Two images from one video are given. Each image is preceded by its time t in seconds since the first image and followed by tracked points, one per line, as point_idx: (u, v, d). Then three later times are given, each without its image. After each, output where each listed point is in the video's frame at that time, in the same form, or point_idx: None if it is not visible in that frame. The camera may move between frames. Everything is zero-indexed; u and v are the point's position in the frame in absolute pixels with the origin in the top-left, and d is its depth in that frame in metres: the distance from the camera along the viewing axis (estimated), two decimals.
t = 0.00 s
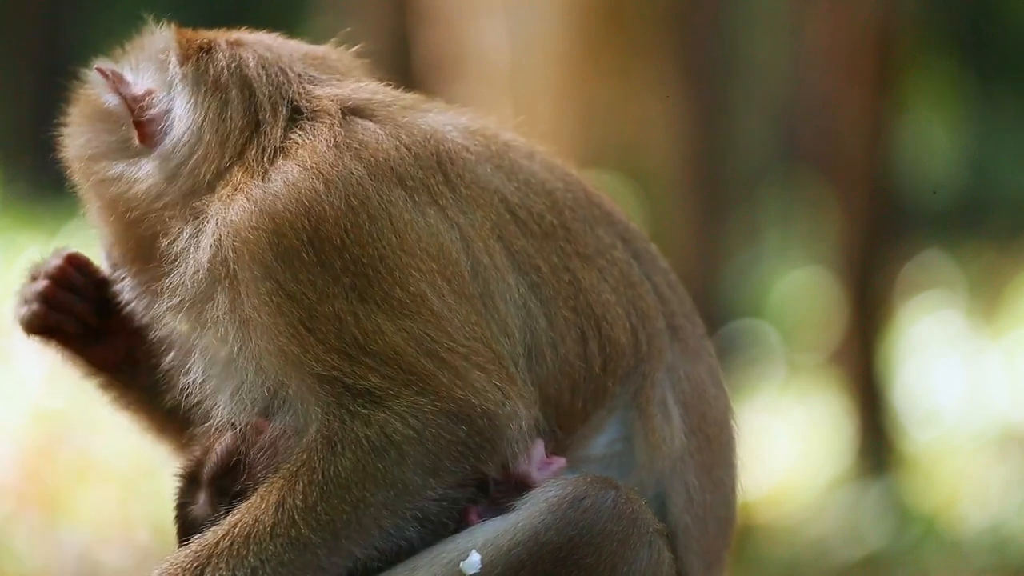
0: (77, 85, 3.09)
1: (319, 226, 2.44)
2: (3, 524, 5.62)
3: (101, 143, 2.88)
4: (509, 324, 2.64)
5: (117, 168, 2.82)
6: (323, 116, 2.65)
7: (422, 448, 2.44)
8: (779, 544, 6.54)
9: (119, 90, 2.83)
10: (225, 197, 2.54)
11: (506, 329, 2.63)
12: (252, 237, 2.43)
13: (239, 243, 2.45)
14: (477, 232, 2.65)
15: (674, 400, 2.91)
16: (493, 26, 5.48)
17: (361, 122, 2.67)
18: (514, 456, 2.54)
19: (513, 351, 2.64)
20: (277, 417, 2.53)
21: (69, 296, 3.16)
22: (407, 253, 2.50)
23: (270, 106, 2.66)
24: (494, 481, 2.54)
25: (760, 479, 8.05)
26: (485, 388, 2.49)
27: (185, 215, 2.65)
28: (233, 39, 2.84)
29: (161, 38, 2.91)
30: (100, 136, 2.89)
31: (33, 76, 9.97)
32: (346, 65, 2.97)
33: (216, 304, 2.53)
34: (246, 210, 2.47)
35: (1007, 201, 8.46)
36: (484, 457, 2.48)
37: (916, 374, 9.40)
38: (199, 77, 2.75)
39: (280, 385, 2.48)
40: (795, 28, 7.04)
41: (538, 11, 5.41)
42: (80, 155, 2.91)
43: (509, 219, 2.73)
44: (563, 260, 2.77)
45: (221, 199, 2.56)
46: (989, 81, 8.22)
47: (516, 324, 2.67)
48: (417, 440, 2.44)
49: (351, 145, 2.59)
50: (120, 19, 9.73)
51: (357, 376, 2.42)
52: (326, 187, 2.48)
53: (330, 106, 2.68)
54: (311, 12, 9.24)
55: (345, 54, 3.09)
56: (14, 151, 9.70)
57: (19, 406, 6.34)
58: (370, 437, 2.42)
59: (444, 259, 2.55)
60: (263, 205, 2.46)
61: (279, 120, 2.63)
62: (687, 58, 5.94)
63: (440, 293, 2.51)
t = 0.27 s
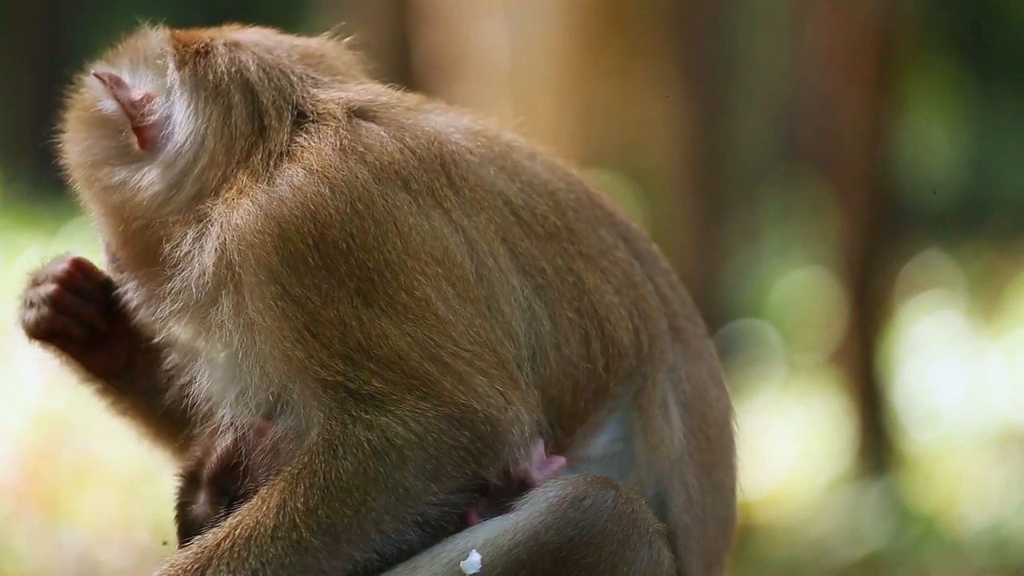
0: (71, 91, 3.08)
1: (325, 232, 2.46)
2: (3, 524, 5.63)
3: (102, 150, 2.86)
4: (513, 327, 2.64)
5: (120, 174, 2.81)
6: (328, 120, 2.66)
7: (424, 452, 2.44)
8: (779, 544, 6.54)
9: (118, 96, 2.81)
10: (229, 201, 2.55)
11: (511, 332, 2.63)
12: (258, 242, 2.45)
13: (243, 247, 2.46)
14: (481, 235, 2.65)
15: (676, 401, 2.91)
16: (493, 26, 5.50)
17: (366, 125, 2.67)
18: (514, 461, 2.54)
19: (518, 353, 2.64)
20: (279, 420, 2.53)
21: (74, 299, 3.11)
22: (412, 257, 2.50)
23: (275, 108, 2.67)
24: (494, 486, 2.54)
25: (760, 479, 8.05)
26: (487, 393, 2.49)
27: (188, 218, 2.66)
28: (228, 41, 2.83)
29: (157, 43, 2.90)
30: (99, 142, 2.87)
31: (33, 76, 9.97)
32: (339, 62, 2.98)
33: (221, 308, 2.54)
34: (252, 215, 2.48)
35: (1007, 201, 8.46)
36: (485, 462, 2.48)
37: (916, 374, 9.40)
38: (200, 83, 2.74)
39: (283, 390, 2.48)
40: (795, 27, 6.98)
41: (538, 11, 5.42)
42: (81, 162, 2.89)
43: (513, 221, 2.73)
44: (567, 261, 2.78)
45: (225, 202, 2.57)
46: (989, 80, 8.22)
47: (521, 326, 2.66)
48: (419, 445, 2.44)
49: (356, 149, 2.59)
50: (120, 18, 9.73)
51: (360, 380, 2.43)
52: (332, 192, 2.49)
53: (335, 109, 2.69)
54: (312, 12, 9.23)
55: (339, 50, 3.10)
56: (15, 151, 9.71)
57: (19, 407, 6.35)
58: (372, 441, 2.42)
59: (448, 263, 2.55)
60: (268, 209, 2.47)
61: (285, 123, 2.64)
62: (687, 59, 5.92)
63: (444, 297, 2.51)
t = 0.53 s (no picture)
0: (67, 95, 3.06)
1: (327, 233, 2.46)
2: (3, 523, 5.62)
3: (104, 156, 2.82)
4: (516, 327, 2.64)
5: (123, 180, 2.78)
6: (330, 121, 2.67)
7: (425, 454, 2.44)
8: (779, 544, 6.53)
9: (121, 102, 2.76)
10: (232, 201, 2.56)
11: (513, 332, 2.63)
12: (260, 243, 2.45)
13: (246, 248, 2.46)
14: (483, 235, 2.65)
15: (677, 399, 2.91)
16: (493, 26, 5.62)
17: (368, 126, 2.67)
18: (514, 462, 2.53)
19: (521, 353, 2.64)
20: (281, 420, 2.53)
21: (80, 298, 3.09)
22: (414, 258, 2.50)
23: (279, 112, 2.68)
24: (494, 487, 2.54)
25: (760, 479, 8.05)
26: (488, 394, 2.49)
27: (191, 220, 2.66)
28: (230, 44, 2.84)
29: (159, 48, 2.87)
30: (100, 147, 2.83)
31: (34, 77, 9.96)
32: (338, 63, 2.99)
33: (223, 309, 2.54)
34: (254, 216, 2.48)
35: (1006, 201, 8.46)
36: (486, 464, 2.48)
37: (916, 373, 9.40)
38: (205, 88, 2.75)
39: (284, 391, 2.48)
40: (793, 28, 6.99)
41: (538, 11, 5.50)
42: (82, 166, 2.86)
43: (515, 221, 2.73)
44: (568, 260, 2.78)
45: (227, 203, 2.58)
46: (989, 79, 8.21)
47: (524, 326, 2.66)
48: (420, 446, 2.44)
49: (358, 150, 2.60)
50: (120, 18, 9.73)
51: (362, 382, 2.43)
52: (334, 194, 2.50)
53: (338, 110, 2.69)
54: (312, 12, 9.22)
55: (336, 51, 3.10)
56: (14, 151, 9.69)
57: (19, 407, 6.34)
58: (373, 442, 2.42)
59: (450, 264, 2.55)
60: (271, 210, 2.48)
61: (289, 126, 2.66)
62: (687, 58, 5.90)
63: (446, 298, 2.51)
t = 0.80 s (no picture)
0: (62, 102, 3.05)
1: (329, 234, 2.46)
2: (3, 523, 5.62)
3: (105, 161, 2.81)
4: (518, 327, 2.64)
5: (126, 183, 2.78)
6: (332, 121, 2.67)
7: (426, 455, 2.44)
8: (779, 544, 6.54)
9: (122, 112, 2.74)
10: (234, 202, 2.56)
11: (515, 332, 2.62)
12: (263, 243, 2.45)
13: (248, 248, 2.46)
14: (485, 234, 2.65)
15: (680, 398, 2.91)
16: (493, 26, 5.62)
17: (370, 126, 2.67)
18: (514, 463, 2.53)
19: (522, 354, 2.64)
20: (283, 421, 2.53)
21: (67, 314, 3.08)
22: (416, 259, 2.50)
23: (282, 113, 2.69)
24: (495, 489, 2.53)
25: (760, 479, 8.05)
26: (489, 395, 2.49)
27: (193, 221, 2.66)
28: (230, 47, 2.84)
29: (158, 54, 2.85)
30: (101, 154, 2.82)
31: (33, 77, 9.95)
32: (335, 63, 2.99)
33: (225, 310, 2.54)
34: (257, 216, 2.48)
35: (1006, 201, 8.46)
36: (486, 466, 2.48)
37: (916, 373, 9.41)
38: (208, 89, 2.75)
39: (285, 392, 2.48)
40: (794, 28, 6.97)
41: (538, 11, 5.50)
42: (85, 169, 2.85)
43: (517, 220, 2.73)
44: (570, 260, 2.77)
45: (230, 202, 2.58)
46: (989, 80, 8.21)
47: (526, 326, 2.66)
48: (421, 447, 2.44)
49: (360, 149, 2.59)
50: (121, 19, 9.73)
51: (363, 382, 2.43)
52: (336, 194, 2.50)
53: (341, 111, 2.70)
54: (311, 12, 9.22)
55: (331, 51, 3.10)
56: (14, 151, 9.69)
57: (19, 407, 6.35)
58: (374, 443, 2.42)
59: (452, 264, 2.55)
60: (273, 210, 2.48)
61: (291, 126, 2.67)
62: (687, 58, 5.90)
63: (448, 299, 2.51)
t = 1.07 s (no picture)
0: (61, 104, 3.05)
1: (332, 236, 2.46)
2: (3, 524, 5.62)
3: (108, 162, 2.81)
4: (520, 328, 2.64)
5: (127, 184, 2.78)
6: (334, 121, 2.67)
7: (427, 457, 2.44)
8: (779, 544, 6.54)
9: (128, 114, 2.73)
10: (236, 203, 2.56)
11: (517, 334, 2.62)
12: (265, 244, 2.45)
13: (250, 249, 2.46)
14: (486, 235, 2.65)
15: (680, 399, 2.91)
16: (493, 26, 5.62)
17: (372, 127, 2.67)
18: (515, 465, 2.53)
19: (524, 355, 2.64)
20: (284, 422, 2.53)
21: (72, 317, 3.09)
22: (418, 261, 2.50)
23: (284, 114, 2.69)
24: (496, 490, 2.53)
25: (760, 479, 8.05)
26: (491, 398, 2.49)
27: (195, 221, 2.66)
28: (232, 48, 2.85)
29: (163, 55, 2.85)
30: (107, 157, 2.81)
31: (33, 77, 9.94)
32: (334, 65, 2.99)
33: (227, 312, 2.54)
34: (259, 217, 2.48)
35: (1006, 201, 8.46)
36: (487, 468, 2.48)
37: (916, 373, 9.41)
38: (212, 90, 2.75)
39: (286, 394, 2.49)
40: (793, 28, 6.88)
41: (538, 11, 5.50)
42: (86, 169, 2.85)
43: (517, 220, 2.73)
44: (571, 260, 2.77)
45: (232, 203, 2.58)
46: (989, 80, 8.21)
47: (527, 327, 2.66)
48: (422, 450, 2.44)
49: (362, 151, 2.59)
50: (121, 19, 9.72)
51: (365, 384, 2.43)
52: (339, 196, 2.50)
53: (343, 111, 2.70)
54: (311, 12, 9.21)
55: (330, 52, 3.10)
56: (14, 151, 9.69)
57: (19, 407, 6.36)
58: (375, 445, 2.43)
59: (454, 266, 2.55)
60: (275, 212, 2.48)
61: (294, 127, 2.67)
62: (687, 58, 5.90)
63: (450, 301, 2.51)
